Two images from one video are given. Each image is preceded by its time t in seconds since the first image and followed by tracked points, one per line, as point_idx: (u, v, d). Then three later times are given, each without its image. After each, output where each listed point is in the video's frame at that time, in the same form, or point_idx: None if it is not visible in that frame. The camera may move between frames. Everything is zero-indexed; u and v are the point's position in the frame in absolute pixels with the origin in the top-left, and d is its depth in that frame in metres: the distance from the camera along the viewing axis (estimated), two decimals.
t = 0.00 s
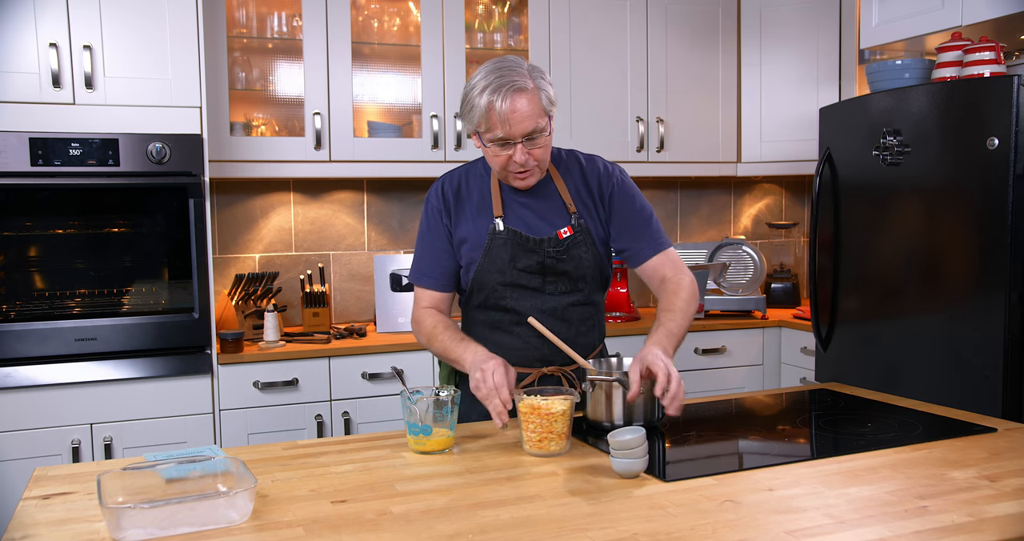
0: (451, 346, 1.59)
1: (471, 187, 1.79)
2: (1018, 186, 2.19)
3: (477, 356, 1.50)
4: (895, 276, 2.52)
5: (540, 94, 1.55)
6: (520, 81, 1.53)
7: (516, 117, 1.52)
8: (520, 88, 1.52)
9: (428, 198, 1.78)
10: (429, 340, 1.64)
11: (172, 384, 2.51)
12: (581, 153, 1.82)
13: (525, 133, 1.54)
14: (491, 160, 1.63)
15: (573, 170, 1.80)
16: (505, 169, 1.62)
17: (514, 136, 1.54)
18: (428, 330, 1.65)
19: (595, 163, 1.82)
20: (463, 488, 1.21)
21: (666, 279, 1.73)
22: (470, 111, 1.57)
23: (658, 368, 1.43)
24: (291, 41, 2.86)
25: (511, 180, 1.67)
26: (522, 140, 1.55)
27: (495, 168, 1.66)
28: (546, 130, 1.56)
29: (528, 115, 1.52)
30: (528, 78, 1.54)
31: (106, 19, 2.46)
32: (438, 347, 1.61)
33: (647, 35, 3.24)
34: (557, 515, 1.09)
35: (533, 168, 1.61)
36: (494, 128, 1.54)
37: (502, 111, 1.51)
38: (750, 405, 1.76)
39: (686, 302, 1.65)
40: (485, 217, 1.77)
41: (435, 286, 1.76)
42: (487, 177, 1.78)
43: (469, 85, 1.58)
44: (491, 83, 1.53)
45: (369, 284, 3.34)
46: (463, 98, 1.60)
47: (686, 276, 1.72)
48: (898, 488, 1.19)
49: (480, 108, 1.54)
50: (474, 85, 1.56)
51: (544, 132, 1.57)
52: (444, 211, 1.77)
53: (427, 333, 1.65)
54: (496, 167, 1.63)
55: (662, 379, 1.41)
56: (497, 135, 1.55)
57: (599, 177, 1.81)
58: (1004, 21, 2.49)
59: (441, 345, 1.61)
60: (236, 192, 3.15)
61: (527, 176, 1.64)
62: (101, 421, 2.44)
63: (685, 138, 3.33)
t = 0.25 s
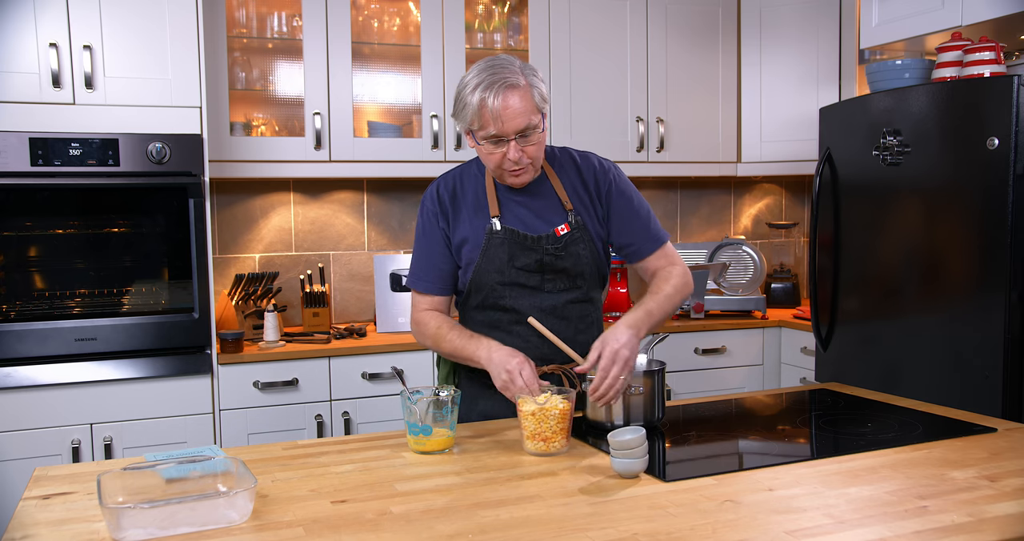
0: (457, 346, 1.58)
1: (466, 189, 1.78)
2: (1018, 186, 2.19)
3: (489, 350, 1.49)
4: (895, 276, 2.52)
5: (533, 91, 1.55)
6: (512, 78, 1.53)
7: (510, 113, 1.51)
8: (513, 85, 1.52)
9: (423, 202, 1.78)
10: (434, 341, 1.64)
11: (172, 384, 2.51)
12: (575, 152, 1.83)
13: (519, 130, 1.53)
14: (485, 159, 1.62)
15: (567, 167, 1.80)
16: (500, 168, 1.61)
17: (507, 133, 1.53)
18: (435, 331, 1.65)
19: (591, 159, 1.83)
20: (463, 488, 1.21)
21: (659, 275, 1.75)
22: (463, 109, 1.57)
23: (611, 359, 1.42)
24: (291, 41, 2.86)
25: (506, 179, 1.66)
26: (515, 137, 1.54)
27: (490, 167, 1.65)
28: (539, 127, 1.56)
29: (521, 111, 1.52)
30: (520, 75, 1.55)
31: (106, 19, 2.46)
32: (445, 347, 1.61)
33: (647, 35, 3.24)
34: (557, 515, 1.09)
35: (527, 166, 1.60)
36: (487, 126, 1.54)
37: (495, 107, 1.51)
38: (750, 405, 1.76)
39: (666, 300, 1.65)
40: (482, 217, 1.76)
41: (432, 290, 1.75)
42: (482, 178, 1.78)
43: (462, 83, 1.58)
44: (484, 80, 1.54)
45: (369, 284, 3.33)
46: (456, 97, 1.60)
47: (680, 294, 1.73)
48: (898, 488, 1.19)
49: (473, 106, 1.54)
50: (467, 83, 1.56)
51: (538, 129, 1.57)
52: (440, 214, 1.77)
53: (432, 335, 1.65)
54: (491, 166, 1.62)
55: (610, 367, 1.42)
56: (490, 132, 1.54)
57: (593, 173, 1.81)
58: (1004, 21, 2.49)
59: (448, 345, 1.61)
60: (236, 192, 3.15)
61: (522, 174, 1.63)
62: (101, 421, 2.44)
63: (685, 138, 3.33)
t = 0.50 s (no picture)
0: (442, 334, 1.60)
1: (463, 188, 1.78)
2: (1018, 186, 2.19)
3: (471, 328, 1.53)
4: (895, 276, 2.52)
5: (527, 84, 1.55)
6: (506, 70, 1.53)
7: (503, 105, 1.51)
8: (506, 77, 1.52)
9: (419, 202, 1.78)
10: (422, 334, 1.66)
11: (172, 384, 2.51)
12: (569, 147, 1.82)
13: (513, 121, 1.53)
14: (479, 152, 1.62)
15: (560, 162, 1.80)
16: (494, 160, 1.61)
17: (501, 125, 1.53)
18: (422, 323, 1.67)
19: (585, 153, 1.82)
20: (463, 488, 1.21)
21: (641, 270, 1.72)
22: (457, 102, 1.57)
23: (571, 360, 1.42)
24: (291, 41, 2.86)
25: (500, 172, 1.65)
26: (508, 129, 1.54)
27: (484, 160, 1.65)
28: (533, 119, 1.56)
29: (515, 103, 1.52)
30: (515, 68, 1.55)
31: (106, 18, 2.46)
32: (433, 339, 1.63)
33: (647, 35, 3.24)
34: (557, 515, 1.09)
35: (521, 159, 1.60)
36: (481, 118, 1.54)
37: (488, 99, 1.51)
38: (750, 405, 1.76)
39: (638, 301, 1.59)
40: (478, 215, 1.76)
41: (428, 288, 1.75)
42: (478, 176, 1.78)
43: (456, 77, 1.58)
44: (477, 73, 1.54)
45: (369, 284, 3.33)
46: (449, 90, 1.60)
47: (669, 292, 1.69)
48: (898, 488, 1.19)
49: (467, 98, 1.54)
50: (461, 76, 1.56)
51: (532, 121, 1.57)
52: (437, 213, 1.77)
53: (422, 328, 1.66)
54: (484, 159, 1.62)
55: (575, 370, 1.42)
56: (484, 125, 1.54)
57: (586, 169, 1.80)
58: (1004, 21, 2.49)
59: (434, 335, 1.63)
60: (236, 192, 3.15)
61: (516, 167, 1.62)
62: (101, 421, 2.44)
63: (685, 138, 3.33)
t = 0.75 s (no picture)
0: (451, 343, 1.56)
1: (457, 186, 1.78)
2: (1018, 185, 2.19)
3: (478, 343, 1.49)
4: (895, 277, 2.52)
5: (512, 70, 1.58)
6: (491, 57, 1.57)
7: (488, 86, 1.54)
8: (490, 62, 1.56)
9: (416, 203, 1.78)
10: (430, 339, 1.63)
11: (172, 384, 2.51)
12: (562, 144, 1.84)
13: (499, 103, 1.54)
14: (472, 143, 1.62)
15: (552, 157, 1.81)
16: (487, 148, 1.60)
17: (487, 106, 1.54)
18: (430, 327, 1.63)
19: (578, 148, 1.84)
20: (463, 488, 1.21)
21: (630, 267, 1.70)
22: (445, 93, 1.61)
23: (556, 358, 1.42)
24: (291, 41, 2.86)
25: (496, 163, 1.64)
26: (496, 110, 1.55)
27: (478, 152, 1.64)
28: (520, 101, 1.57)
29: (500, 85, 1.54)
30: (499, 56, 1.59)
31: (106, 18, 2.46)
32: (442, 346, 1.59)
33: (647, 34, 3.24)
34: (557, 515, 1.09)
35: (511, 143, 1.59)
36: (468, 102, 1.56)
37: (473, 81, 1.54)
38: (750, 405, 1.76)
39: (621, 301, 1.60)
40: (473, 213, 1.76)
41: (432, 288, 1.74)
42: (471, 173, 1.78)
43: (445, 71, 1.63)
44: (463, 62, 1.58)
45: (369, 284, 3.33)
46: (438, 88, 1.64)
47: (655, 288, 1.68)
48: (898, 488, 1.19)
49: (453, 86, 1.57)
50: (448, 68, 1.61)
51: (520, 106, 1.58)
52: (434, 212, 1.76)
53: (431, 335, 1.62)
54: (477, 149, 1.62)
55: (563, 369, 1.42)
56: (472, 109, 1.56)
57: (577, 164, 1.82)
58: (1004, 22, 2.49)
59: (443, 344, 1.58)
60: (236, 192, 3.15)
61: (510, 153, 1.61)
62: (101, 421, 2.44)
63: (685, 138, 3.33)
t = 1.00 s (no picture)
0: (454, 347, 1.55)
1: (456, 184, 1.78)
2: (1018, 185, 2.19)
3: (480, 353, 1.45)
4: (895, 277, 2.52)
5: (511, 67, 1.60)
6: (490, 53, 1.60)
7: (487, 79, 1.56)
8: (490, 56, 1.58)
9: (415, 202, 1.76)
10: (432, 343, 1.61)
11: (172, 384, 2.51)
12: (559, 143, 1.85)
13: (498, 95, 1.56)
14: (470, 138, 1.62)
15: (550, 156, 1.82)
16: (484, 142, 1.59)
17: (486, 98, 1.55)
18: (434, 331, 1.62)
19: (575, 147, 1.85)
20: (463, 488, 1.21)
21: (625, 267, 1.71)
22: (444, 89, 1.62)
23: (565, 357, 1.39)
24: (291, 41, 2.86)
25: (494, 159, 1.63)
26: (495, 102, 1.56)
27: (475, 147, 1.63)
28: (519, 96, 1.59)
29: (499, 78, 1.56)
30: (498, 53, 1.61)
31: (106, 18, 2.46)
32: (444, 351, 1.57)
33: (647, 34, 3.24)
34: (557, 515, 1.09)
35: (510, 137, 1.58)
36: (468, 94, 1.57)
37: (472, 74, 1.56)
38: (750, 405, 1.76)
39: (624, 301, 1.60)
40: (473, 212, 1.76)
41: (433, 286, 1.71)
42: (470, 172, 1.78)
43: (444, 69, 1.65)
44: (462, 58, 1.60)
45: (369, 284, 3.33)
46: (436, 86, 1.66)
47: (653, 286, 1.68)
48: (898, 488, 1.19)
49: (452, 79, 1.58)
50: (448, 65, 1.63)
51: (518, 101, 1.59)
52: (434, 211, 1.75)
53: (433, 338, 1.61)
54: (475, 144, 1.61)
55: (570, 369, 1.40)
56: (471, 101, 1.57)
57: (575, 164, 1.83)
58: (1004, 22, 2.49)
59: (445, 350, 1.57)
60: (236, 192, 3.15)
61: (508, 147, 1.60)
62: (101, 421, 2.44)
63: (685, 138, 3.33)
